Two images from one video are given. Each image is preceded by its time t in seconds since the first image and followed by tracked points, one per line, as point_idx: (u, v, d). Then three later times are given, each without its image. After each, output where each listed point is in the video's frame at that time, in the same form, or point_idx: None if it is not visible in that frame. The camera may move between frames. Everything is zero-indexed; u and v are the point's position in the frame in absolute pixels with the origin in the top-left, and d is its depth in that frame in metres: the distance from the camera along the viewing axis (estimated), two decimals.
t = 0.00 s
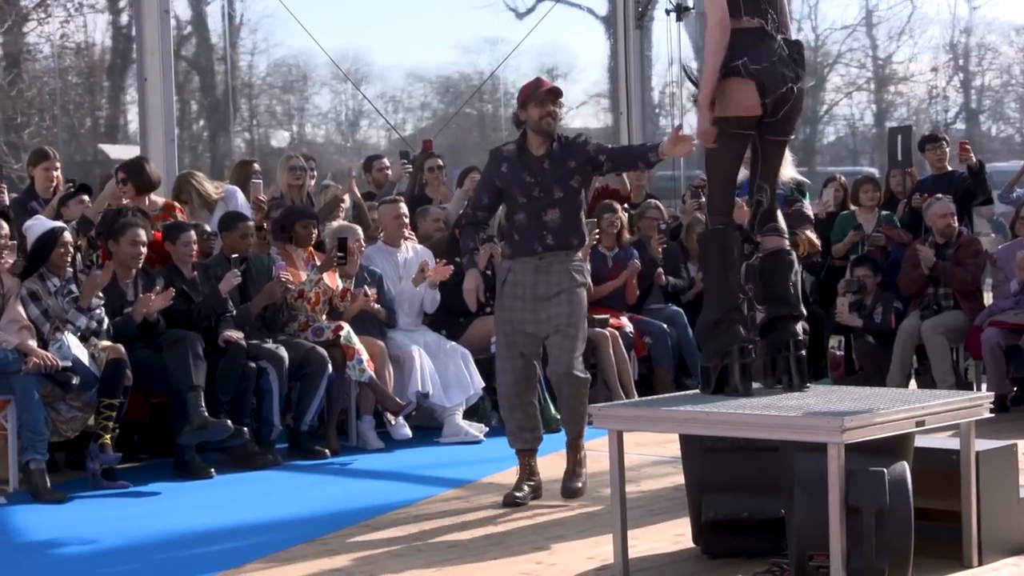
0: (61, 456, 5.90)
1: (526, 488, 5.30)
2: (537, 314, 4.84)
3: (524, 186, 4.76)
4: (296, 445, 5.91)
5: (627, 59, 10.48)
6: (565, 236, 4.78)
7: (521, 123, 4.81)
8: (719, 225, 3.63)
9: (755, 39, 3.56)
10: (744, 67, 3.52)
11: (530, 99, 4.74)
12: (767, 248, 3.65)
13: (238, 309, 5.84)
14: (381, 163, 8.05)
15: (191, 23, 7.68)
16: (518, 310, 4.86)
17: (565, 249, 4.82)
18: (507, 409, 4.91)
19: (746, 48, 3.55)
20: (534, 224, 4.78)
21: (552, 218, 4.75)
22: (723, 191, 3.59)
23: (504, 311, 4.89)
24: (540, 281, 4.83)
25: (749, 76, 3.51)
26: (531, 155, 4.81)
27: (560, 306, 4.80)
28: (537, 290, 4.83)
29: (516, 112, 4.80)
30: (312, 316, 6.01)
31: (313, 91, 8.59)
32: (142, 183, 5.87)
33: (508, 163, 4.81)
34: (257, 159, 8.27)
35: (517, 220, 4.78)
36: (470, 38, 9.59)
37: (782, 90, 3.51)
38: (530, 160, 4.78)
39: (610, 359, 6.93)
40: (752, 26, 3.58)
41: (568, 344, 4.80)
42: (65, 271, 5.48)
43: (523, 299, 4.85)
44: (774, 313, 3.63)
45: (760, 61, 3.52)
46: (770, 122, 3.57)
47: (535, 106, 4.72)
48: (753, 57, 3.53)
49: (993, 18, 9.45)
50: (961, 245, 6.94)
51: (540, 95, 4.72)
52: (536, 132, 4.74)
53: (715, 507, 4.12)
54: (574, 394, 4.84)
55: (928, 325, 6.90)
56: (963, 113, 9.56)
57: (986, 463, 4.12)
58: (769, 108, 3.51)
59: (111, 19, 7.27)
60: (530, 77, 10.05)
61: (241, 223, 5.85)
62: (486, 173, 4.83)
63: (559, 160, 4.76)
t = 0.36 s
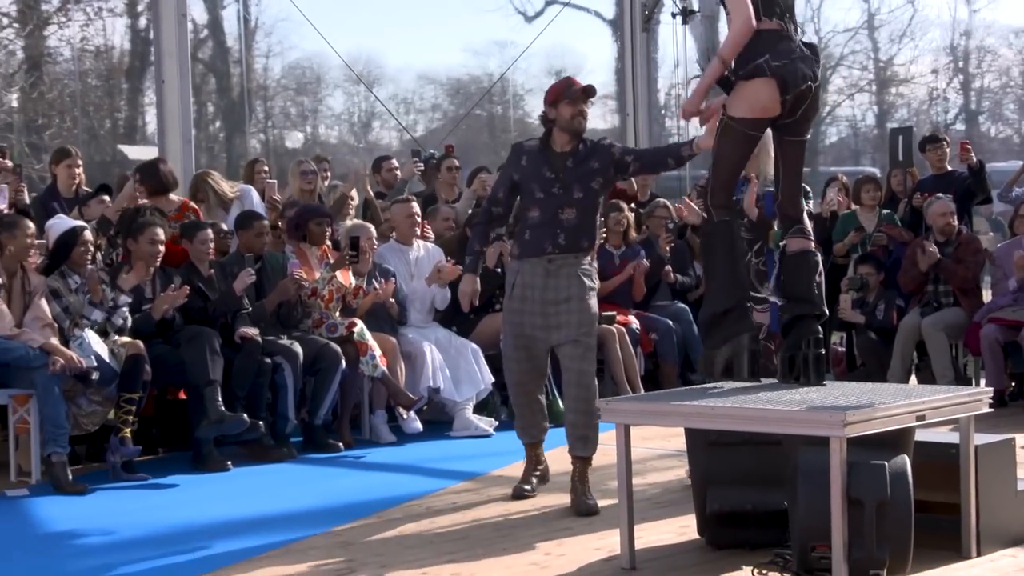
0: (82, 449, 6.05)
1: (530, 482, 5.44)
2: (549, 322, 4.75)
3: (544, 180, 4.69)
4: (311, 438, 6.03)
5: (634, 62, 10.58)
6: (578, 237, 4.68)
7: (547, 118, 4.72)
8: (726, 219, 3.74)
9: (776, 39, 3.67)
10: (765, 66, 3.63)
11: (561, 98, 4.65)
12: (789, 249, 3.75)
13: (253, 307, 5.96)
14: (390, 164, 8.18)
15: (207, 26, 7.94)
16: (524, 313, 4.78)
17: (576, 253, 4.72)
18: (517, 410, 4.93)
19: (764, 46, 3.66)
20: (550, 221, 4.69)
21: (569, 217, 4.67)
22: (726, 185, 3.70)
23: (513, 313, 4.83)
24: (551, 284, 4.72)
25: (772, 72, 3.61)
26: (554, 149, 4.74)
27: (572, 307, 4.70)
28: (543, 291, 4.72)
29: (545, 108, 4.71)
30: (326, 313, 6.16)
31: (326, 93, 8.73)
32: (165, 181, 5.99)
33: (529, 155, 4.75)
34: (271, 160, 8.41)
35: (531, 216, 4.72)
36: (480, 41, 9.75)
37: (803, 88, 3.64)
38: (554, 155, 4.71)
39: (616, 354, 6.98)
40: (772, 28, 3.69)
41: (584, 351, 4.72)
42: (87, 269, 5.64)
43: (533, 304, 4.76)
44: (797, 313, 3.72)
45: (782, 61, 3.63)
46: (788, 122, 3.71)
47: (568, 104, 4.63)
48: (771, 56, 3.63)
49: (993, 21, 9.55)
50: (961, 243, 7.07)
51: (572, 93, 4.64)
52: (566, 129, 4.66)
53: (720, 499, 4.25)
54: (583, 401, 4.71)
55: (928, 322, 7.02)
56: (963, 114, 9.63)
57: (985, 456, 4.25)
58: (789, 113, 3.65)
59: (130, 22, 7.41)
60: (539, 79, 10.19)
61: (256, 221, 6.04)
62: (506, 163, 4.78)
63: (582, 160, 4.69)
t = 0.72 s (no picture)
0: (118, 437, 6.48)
1: (533, 467, 5.86)
2: (559, 315, 5.11)
3: (564, 183, 4.99)
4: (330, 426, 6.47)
5: (632, 77, 11.16)
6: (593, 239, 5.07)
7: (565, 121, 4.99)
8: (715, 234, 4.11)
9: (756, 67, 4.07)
10: (748, 92, 4.03)
11: (582, 111, 4.88)
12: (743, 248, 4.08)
13: (276, 304, 6.41)
14: (405, 171, 8.66)
15: (234, 43, 8.45)
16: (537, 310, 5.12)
17: (587, 250, 5.10)
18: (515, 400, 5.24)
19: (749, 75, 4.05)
20: (566, 222, 5.03)
21: (584, 220, 5.03)
22: (717, 202, 4.09)
23: (524, 306, 5.14)
24: (566, 280, 5.08)
25: (764, 97, 4.04)
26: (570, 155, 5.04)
27: (584, 303, 5.09)
28: (556, 288, 5.07)
29: (563, 114, 4.95)
30: (344, 310, 6.59)
31: (345, 105, 9.25)
32: (203, 185, 6.60)
33: (545, 157, 5.03)
34: (292, 168, 8.94)
35: (547, 217, 5.03)
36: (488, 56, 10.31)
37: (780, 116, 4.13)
38: (570, 158, 5.02)
39: (616, 349, 7.46)
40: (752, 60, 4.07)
41: (591, 349, 5.11)
42: (122, 269, 6.05)
43: (544, 299, 5.10)
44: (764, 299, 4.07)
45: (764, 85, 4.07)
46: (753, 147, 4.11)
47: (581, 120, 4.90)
48: (753, 82, 4.05)
49: (965, 38, 10.49)
50: (936, 244, 7.50)
51: (590, 113, 4.85)
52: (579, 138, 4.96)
53: (712, 483, 4.67)
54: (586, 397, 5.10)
55: (905, 318, 7.44)
56: (938, 124, 10.61)
57: (958, 444, 4.63)
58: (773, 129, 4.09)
59: (163, 40, 7.98)
60: (542, 92, 10.73)
61: (281, 224, 6.44)
62: (523, 163, 5.05)
63: (596, 165, 5.03)
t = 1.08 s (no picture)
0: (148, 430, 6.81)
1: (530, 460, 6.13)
2: (568, 313, 5.39)
3: (563, 187, 5.25)
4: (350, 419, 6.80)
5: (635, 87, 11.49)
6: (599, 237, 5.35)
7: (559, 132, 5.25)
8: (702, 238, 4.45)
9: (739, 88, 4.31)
10: (732, 111, 4.31)
11: (575, 123, 5.14)
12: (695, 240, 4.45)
13: (298, 302, 6.72)
14: (420, 177, 9.03)
15: (258, 54, 8.96)
16: (553, 311, 5.36)
17: (591, 249, 5.38)
18: (518, 399, 5.48)
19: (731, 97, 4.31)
20: (570, 224, 5.31)
21: (587, 219, 5.31)
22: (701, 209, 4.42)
23: (532, 307, 5.39)
24: (573, 280, 5.36)
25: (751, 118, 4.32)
26: (569, 162, 5.30)
27: (592, 301, 5.39)
28: (564, 288, 5.34)
29: (562, 123, 5.19)
30: (362, 307, 6.92)
31: (364, 113, 9.80)
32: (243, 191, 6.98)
33: (545, 163, 5.28)
34: (313, 172, 9.52)
35: (552, 220, 5.29)
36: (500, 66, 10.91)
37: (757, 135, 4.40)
38: (569, 164, 5.29)
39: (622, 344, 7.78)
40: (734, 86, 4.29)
41: (597, 345, 5.42)
42: (152, 269, 6.40)
43: (553, 300, 5.36)
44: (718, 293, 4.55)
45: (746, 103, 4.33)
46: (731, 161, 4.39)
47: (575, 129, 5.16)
48: (740, 103, 4.31)
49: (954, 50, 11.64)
50: (925, 246, 7.85)
51: (582, 125, 5.14)
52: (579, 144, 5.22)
53: (712, 474, 4.93)
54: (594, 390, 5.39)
55: (897, 316, 7.78)
56: (928, 132, 11.61)
57: (948, 435, 4.85)
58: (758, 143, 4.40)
59: (191, 52, 8.65)
60: (551, 101, 11.35)
61: (303, 226, 6.71)
62: (524, 166, 5.29)
63: (593, 168, 5.30)
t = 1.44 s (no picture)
0: (173, 425, 7.03)
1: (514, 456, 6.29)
2: (549, 314, 5.51)
3: (532, 189, 5.45)
4: (368, 414, 7.02)
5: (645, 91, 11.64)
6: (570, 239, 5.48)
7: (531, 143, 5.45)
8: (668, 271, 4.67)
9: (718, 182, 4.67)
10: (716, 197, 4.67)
11: (546, 134, 5.37)
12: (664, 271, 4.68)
13: (317, 301, 6.94)
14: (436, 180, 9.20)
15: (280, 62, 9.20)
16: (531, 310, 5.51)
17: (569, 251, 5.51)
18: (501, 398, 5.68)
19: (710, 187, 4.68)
20: (542, 226, 5.47)
21: (558, 221, 5.45)
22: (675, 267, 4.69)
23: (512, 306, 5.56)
24: (552, 281, 5.48)
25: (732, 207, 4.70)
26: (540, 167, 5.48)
27: (571, 301, 5.50)
28: (544, 289, 5.48)
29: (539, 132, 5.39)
30: (379, 307, 7.11)
31: (381, 118, 10.19)
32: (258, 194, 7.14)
33: (517, 167, 5.51)
34: (332, 176, 9.79)
35: (525, 221, 5.48)
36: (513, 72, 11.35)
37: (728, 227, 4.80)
38: (541, 169, 5.47)
39: (631, 343, 8.02)
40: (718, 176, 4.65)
41: (584, 344, 5.52)
42: (176, 269, 6.54)
43: (534, 301, 5.50)
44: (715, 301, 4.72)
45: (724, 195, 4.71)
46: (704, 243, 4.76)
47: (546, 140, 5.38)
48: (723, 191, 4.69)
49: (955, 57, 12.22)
50: (928, 247, 8.02)
51: (551, 136, 5.36)
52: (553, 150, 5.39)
53: (719, 468, 5.03)
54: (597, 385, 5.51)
55: (901, 315, 7.99)
56: (929, 135, 12.07)
57: (950, 431, 4.94)
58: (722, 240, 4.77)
59: (214, 58, 9.14)
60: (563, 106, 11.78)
61: (322, 228, 6.92)
62: (497, 168, 5.52)
63: (566, 171, 5.45)
